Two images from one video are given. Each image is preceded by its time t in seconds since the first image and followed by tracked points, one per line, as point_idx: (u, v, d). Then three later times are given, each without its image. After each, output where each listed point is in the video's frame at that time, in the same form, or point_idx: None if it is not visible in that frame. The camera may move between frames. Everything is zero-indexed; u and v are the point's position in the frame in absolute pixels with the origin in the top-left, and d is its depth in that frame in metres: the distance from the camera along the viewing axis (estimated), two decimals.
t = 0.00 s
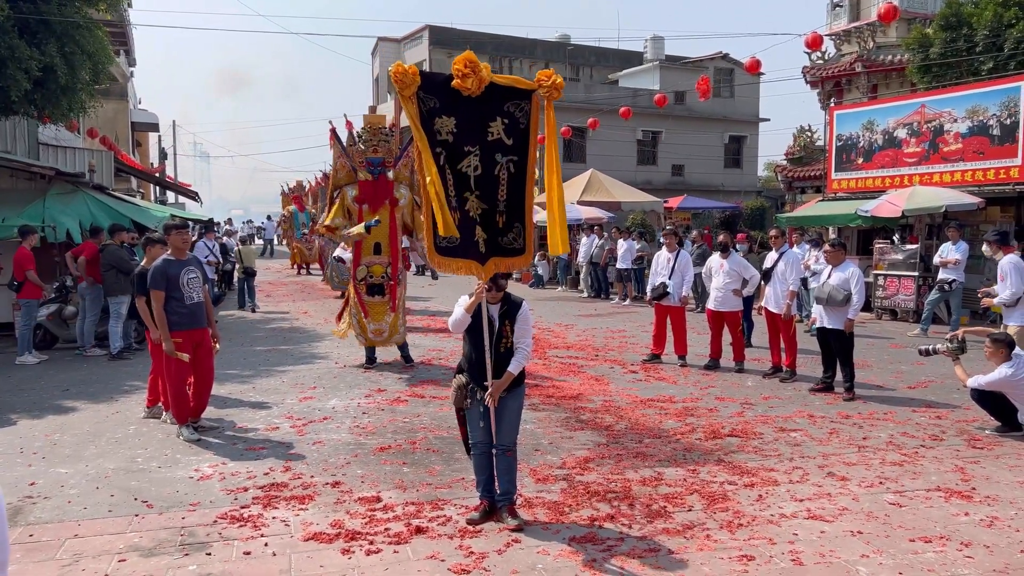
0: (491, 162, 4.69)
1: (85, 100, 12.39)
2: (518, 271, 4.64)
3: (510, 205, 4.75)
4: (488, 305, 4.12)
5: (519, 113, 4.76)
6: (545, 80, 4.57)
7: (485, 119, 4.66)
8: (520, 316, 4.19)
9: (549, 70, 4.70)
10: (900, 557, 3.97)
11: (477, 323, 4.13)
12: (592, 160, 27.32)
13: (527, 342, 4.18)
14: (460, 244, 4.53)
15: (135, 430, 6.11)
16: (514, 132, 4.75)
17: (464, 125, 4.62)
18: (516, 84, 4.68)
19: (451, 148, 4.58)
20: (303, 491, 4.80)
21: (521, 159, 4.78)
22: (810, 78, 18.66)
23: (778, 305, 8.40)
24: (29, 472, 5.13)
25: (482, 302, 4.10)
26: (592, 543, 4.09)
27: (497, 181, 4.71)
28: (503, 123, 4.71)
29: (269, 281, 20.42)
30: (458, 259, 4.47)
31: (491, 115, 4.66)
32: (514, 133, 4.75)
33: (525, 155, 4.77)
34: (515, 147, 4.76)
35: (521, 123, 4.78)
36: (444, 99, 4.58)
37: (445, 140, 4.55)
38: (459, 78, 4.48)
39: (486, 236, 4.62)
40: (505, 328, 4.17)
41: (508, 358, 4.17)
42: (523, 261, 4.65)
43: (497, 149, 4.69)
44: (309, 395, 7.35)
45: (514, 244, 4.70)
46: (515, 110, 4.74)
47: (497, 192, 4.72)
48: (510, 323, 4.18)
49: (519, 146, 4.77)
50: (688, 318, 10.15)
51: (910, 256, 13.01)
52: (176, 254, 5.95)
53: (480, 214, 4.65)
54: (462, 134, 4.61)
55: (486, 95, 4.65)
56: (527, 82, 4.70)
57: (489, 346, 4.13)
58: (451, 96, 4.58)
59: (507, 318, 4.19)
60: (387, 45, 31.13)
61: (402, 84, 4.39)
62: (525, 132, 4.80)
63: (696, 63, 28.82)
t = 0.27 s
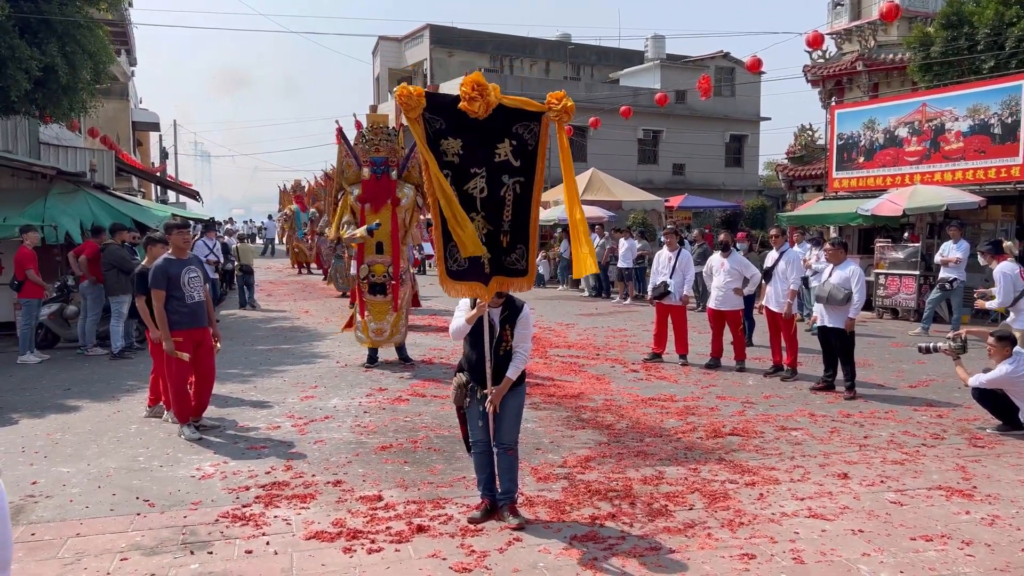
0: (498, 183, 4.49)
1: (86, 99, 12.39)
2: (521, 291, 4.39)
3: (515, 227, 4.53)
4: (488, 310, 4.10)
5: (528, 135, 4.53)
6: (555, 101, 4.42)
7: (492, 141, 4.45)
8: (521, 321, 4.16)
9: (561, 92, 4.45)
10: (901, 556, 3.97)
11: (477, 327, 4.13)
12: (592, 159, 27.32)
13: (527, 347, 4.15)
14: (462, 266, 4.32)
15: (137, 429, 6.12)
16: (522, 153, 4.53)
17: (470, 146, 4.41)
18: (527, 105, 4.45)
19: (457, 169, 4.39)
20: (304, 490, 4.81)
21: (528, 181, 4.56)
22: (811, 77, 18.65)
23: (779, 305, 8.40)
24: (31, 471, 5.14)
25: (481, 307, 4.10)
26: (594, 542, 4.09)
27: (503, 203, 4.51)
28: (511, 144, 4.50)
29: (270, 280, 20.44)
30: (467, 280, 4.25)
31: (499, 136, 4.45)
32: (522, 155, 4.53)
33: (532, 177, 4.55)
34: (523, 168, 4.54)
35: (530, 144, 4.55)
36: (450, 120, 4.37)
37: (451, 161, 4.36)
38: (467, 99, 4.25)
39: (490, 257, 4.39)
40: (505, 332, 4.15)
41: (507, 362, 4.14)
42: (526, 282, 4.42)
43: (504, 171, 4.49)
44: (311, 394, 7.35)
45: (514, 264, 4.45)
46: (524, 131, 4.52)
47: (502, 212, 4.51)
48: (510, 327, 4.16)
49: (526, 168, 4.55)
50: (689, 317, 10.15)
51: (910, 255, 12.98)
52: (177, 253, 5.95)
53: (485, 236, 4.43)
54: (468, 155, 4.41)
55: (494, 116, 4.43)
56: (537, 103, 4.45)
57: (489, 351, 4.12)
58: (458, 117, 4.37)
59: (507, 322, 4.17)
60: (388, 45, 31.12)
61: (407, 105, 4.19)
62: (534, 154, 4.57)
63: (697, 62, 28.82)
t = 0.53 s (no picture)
0: (500, 194, 4.37)
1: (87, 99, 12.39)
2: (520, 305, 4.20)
3: (516, 239, 4.39)
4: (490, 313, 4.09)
5: (532, 147, 4.42)
6: (561, 115, 4.31)
7: (496, 153, 4.32)
8: (521, 324, 4.17)
9: (567, 106, 4.34)
10: (902, 555, 3.97)
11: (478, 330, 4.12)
12: (593, 158, 27.31)
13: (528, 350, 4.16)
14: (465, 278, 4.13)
15: (137, 428, 6.12)
16: (526, 166, 4.41)
17: (473, 158, 4.27)
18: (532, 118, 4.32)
19: (460, 180, 4.24)
20: (304, 489, 4.81)
21: (530, 194, 4.45)
22: (812, 76, 18.66)
23: (779, 304, 8.40)
24: (31, 470, 5.14)
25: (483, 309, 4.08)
26: (594, 541, 4.09)
27: (506, 215, 4.39)
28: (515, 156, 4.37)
29: (270, 279, 20.43)
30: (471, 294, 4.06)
31: (503, 148, 4.31)
32: (526, 167, 4.41)
33: (535, 190, 4.44)
34: (526, 180, 4.43)
35: (534, 157, 4.43)
36: (454, 130, 4.21)
37: (455, 172, 4.21)
38: (471, 110, 4.08)
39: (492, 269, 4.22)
40: (506, 335, 4.15)
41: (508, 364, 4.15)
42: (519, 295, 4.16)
43: (506, 183, 4.37)
44: (311, 393, 7.35)
45: (512, 277, 4.24)
46: (528, 143, 4.40)
47: (504, 223, 4.38)
48: (510, 330, 4.16)
49: (529, 180, 4.44)
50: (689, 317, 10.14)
51: (911, 254, 13.00)
52: (177, 252, 5.95)
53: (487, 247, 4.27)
54: (472, 166, 4.26)
55: (499, 128, 4.28)
56: (542, 115, 4.33)
57: (491, 353, 4.11)
58: (461, 128, 4.22)
59: (508, 325, 4.17)
60: (388, 44, 31.11)
61: (410, 115, 4.02)
62: (537, 166, 4.46)
63: (698, 61, 28.81)
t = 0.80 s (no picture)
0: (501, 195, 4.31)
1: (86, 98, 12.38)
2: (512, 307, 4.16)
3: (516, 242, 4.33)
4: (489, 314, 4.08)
5: (533, 150, 4.37)
6: (562, 118, 4.31)
7: (496, 155, 4.29)
8: (521, 324, 4.15)
9: (569, 109, 4.35)
10: (901, 554, 3.97)
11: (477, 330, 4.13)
12: (593, 157, 27.30)
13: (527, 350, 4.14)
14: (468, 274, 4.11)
15: (137, 428, 6.11)
16: (527, 168, 4.37)
17: (473, 159, 4.24)
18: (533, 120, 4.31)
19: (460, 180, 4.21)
20: (304, 488, 4.81)
21: (531, 196, 4.39)
22: (811, 76, 18.66)
23: (779, 303, 8.40)
24: (31, 470, 5.14)
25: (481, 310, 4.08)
26: (594, 541, 4.09)
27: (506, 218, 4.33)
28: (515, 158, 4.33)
29: (270, 279, 20.42)
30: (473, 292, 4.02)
31: (503, 150, 4.29)
32: (527, 170, 4.36)
33: (536, 193, 4.38)
34: (527, 183, 4.38)
35: (535, 160, 4.38)
36: (454, 131, 4.20)
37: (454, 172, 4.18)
38: (473, 109, 4.09)
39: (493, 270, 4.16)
40: (504, 335, 4.13)
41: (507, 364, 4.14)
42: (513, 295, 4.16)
43: (507, 185, 4.32)
44: (310, 393, 7.35)
45: (508, 279, 4.18)
46: (529, 146, 4.36)
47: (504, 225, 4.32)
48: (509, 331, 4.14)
49: (530, 183, 4.38)
50: (689, 316, 10.14)
51: (911, 254, 13.00)
52: (177, 252, 5.94)
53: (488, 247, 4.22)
54: (472, 167, 4.23)
55: (500, 129, 4.27)
56: (543, 118, 4.31)
57: (489, 354, 4.11)
58: (462, 129, 4.21)
59: (507, 326, 4.15)
60: (388, 43, 31.10)
61: (410, 113, 4.02)
62: (539, 169, 4.41)
63: (697, 61, 28.81)
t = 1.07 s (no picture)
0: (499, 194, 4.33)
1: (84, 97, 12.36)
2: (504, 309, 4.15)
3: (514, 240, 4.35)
4: (485, 315, 4.08)
5: (530, 148, 4.38)
6: (559, 116, 4.27)
7: (493, 154, 4.29)
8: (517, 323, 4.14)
9: (565, 106, 4.30)
10: (900, 554, 3.97)
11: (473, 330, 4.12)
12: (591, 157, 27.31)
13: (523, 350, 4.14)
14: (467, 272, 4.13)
15: (134, 428, 6.10)
16: (524, 167, 4.38)
17: (471, 158, 4.25)
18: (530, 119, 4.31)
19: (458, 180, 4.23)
20: (302, 488, 4.80)
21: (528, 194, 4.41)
22: (809, 76, 18.67)
23: (777, 303, 8.40)
24: (28, 470, 5.12)
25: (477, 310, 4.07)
26: (592, 540, 4.09)
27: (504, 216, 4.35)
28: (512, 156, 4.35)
29: (268, 279, 20.39)
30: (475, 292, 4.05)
31: (500, 149, 4.29)
32: (524, 168, 4.38)
33: (533, 191, 4.40)
34: (524, 182, 4.39)
35: (532, 158, 4.39)
36: (452, 130, 4.20)
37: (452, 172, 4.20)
38: (471, 108, 4.07)
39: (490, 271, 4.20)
40: (501, 335, 4.14)
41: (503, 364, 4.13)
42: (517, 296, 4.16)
43: (504, 184, 4.34)
44: (309, 393, 7.34)
45: (509, 277, 4.24)
46: (526, 144, 4.37)
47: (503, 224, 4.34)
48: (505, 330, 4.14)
49: (528, 182, 4.39)
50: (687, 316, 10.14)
51: (909, 254, 13.02)
52: (175, 252, 5.93)
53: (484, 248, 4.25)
54: (470, 166, 4.24)
55: (497, 128, 4.27)
56: (540, 116, 4.32)
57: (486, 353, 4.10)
58: (460, 128, 4.21)
59: (503, 325, 4.15)
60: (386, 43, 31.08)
61: (408, 114, 4.03)
62: (536, 168, 4.42)
63: (696, 61, 28.82)
